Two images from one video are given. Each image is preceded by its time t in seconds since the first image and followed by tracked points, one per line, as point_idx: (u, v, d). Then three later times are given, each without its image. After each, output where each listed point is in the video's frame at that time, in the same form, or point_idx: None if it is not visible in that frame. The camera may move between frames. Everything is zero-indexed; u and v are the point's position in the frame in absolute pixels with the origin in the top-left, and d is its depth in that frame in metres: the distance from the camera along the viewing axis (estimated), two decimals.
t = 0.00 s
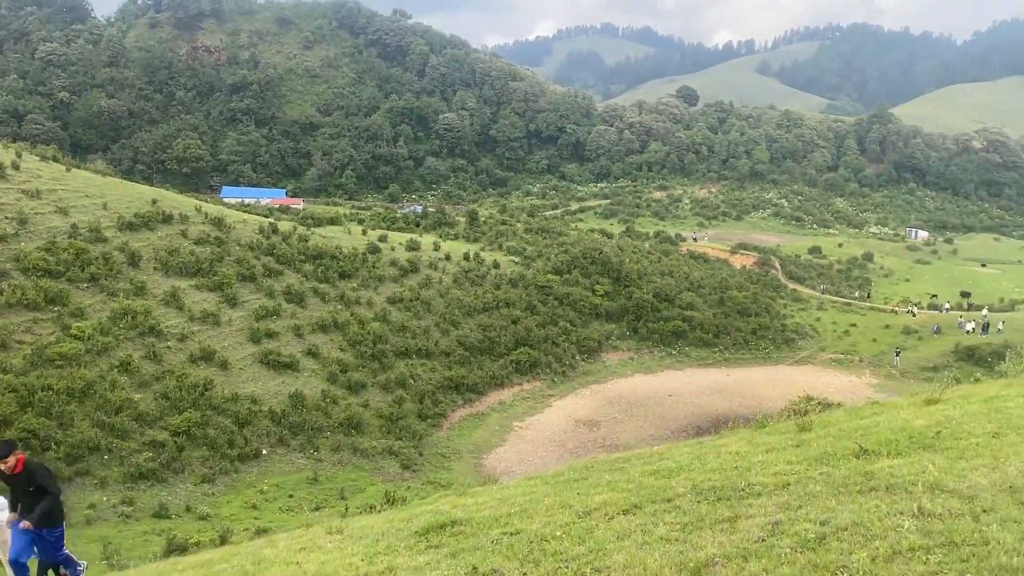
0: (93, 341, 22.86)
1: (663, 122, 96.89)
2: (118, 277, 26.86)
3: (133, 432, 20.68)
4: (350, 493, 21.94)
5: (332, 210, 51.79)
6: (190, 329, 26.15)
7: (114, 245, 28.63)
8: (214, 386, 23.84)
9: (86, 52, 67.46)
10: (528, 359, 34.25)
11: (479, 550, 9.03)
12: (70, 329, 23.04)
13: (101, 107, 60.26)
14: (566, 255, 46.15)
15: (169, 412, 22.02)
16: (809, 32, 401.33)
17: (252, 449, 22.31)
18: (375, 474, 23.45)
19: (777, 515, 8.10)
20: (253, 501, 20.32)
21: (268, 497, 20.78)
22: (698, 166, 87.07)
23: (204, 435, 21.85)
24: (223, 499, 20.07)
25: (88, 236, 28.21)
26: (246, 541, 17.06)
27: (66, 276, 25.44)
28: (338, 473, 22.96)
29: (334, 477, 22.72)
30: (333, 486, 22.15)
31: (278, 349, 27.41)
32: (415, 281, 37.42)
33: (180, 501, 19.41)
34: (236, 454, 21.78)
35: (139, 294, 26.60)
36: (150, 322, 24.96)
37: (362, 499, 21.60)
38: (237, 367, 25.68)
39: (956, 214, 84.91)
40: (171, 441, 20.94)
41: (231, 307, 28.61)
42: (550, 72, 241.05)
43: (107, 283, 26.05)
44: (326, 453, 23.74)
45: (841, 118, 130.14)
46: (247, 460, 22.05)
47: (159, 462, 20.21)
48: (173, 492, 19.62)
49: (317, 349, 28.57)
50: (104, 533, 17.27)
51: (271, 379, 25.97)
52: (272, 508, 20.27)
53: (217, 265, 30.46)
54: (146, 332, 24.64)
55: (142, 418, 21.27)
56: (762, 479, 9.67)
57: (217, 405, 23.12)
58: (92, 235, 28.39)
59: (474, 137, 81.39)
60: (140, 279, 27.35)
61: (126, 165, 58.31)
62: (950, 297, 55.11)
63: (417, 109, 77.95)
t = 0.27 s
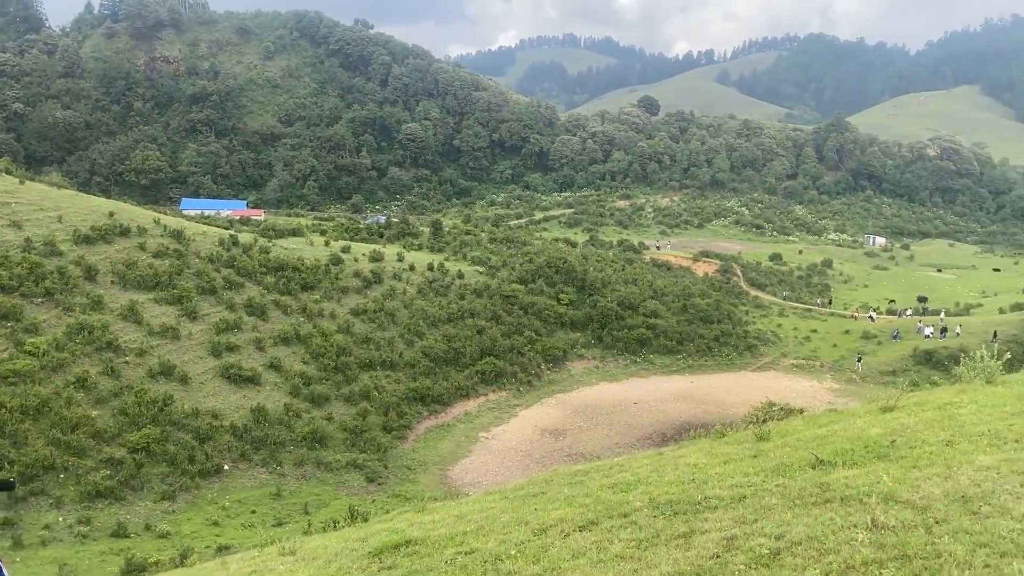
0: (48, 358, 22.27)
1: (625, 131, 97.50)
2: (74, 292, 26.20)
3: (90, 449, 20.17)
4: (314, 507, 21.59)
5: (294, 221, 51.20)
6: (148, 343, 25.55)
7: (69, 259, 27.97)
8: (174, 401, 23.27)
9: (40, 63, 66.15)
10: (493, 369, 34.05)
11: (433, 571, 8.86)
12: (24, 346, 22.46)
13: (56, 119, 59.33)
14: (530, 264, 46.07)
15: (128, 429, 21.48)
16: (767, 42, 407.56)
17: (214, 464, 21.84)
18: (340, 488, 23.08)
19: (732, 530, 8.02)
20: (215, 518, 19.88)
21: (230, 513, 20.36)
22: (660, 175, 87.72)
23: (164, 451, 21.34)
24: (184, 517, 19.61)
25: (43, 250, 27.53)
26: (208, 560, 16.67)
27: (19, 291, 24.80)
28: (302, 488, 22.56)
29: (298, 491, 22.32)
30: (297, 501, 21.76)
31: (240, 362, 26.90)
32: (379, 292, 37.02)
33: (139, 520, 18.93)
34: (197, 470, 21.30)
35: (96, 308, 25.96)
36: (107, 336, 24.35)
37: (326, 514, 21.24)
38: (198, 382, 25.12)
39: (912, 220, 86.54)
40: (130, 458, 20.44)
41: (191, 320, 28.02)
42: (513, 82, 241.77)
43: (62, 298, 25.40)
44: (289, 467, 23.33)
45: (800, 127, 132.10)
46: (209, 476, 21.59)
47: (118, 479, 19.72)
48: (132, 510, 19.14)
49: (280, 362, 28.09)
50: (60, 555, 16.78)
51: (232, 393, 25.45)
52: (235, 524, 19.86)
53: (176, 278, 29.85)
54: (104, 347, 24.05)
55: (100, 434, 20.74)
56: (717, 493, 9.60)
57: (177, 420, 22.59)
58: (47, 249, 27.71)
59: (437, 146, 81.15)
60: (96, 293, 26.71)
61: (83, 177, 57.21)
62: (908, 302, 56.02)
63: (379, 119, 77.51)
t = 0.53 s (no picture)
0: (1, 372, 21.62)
1: (588, 138, 97.96)
2: (28, 305, 25.51)
3: (46, 466, 19.60)
4: (277, 520, 21.22)
5: (256, 231, 50.51)
6: (105, 356, 24.93)
7: (23, 271, 27.22)
8: (133, 415, 22.70)
9: None
10: (458, 378, 33.81)
11: None
12: None
13: (9, 128, 58.37)
14: (494, 272, 45.92)
15: (85, 444, 20.92)
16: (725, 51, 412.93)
17: (174, 478, 21.37)
18: (303, 501, 22.71)
19: (691, 542, 7.94)
20: (175, 533, 19.45)
21: (191, 528, 19.92)
22: (623, 182, 88.20)
23: (123, 466, 20.84)
24: (143, 533, 19.14)
25: None
26: None
27: None
28: (264, 501, 22.16)
29: (260, 505, 21.92)
30: (260, 515, 21.36)
31: (200, 375, 26.36)
32: (342, 301, 36.59)
33: (97, 537, 18.44)
34: (156, 485, 20.83)
35: (50, 322, 25.30)
36: (63, 350, 23.72)
37: (289, 527, 20.87)
38: (157, 395, 24.56)
39: (869, 224, 88.00)
40: (87, 474, 19.91)
41: (150, 332, 27.42)
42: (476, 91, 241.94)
43: (15, 311, 24.70)
44: (252, 480, 22.90)
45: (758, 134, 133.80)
46: (168, 491, 21.12)
47: (74, 496, 19.18)
48: (89, 528, 18.65)
49: (241, 373, 27.58)
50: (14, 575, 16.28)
51: (193, 405, 24.92)
52: (196, 539, 19.43)
53: (134, 289, 29.19)
54: (59, 361, 23.41)
55: (56, 451, 20.18)
56: (676, 503, 9.52)
57: (136, 434, 22.06)
58: None
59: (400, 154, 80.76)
60: (51, 306, 26.02)
61: (37, 188, 55.97)
62: (866, 305, 56.85)
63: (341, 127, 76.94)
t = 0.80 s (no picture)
0: None
1: (550, 144, 98.25)
2: None
3: None
4: (240, 532, 20.79)
5: (216, 239, 49.69)
6: (61, 368, 24.21)
7: None
8: (89, 428, 22.08)
9: None
10: (422, 385, 33.51)
11: None
12: None
13: None
14: (458, 278, 45.68)
15: (40, 459, 20.28)
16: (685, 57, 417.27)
17: (133, 491, 20.84)
18: (266, 512, 22.30)
19: (655, 551, 7.82)
20: (135, 548, 18.96)
21: (151, 542, 19.45)
22: (585, 187, 88.53)
23: (80, 481, 20.26)
24: (101, 549, 18.62)
25: None
26: None
27: None
28: (226, 513, 21.71)
29: (223, 516, 21.47)
30: (222, 526, 20.93)
31: (160, 385, 25.73)
32: (304, 309, 36.03)
33: (53, 554, 17.91)
34: (115, 499, 20.30)
35: (2, 334, 24.48)
36: (16, 363, 22.98)
37: (252, 539, 20.47)
38: (115, 407, 23.91)
39: (828, 227, 89.35)
40: (42, 489, 19.32)
41: (107, 343, 26.70)
42: (439, 97, 241.39)
43: None
44: (213, 492, 22.43)
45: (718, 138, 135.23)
46: (127, 505, 20.59)
47: (29, 512, 18.61)
48: (45, 544, 18.10)
49: (202, 384, 26.99)
50: None
51: (152, 417, 24.31)
52: (157, 553, 18.97)
53: (90, 299, 28.42)
54: (12, 374, 22.67)
55: (9, 466, 19.53)
56: (639, 511, 9.40)
57: (93, 448, 21.45)
58: None
59: (362, 160, 80.20)
60: (3, 318, 25.21)
61: None
62: (826, 306, 57.58)
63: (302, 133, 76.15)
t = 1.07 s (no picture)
0: None
1: (513, 147, 98.18)
2: None
3: None
4: (201, 544, 20.29)
5: (174, 245, 48.76)
6: (14, 379, 23.45)
7: None
8: (45, 440, 21.41)
9: None
10: (387, 390, 33.12)
11: None
12: None
13: None
14: (422, 282, 45.31)
15: None
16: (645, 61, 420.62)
17: (91, 504, 20.28)
18: (229, 521, 21.84)
19: (620, 562, 7.66)
20: (93, 562, 18.43)
21: (110, 556, 18.94)
22: (549, 190, 88.64)
23: (35, 495, 19.64)
24: (58, 564, 18.07)
25: None
26: None
27: None
28: (188, 523, 21.22)
29: (184, 527, 20.97)
30: (183, 537, 20.44)
31: (118, 395, 25.05)
32: (265, 315, 35.39)
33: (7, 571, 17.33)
34: (72, 512, 19.74)
35: None
36: None
37: (214, 550, 20.01)
38: (72, 418, 23.23)
39: (787, 228, 90.51)
40: None
41: (63, 352, 25.94)
42: (401, 101, 240.32)
43: None
44: (174, 502, 21.89)
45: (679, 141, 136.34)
46: (85, 518, 20.02)
47: None
48: None
49: (161, 393, 26.34)
50: None
51: (111, 428, 23.64)
52: (116, 567, 18.46)
53: (45, 308, 27.60)
54: None
55: None
56: (603, 519, 9.23)
57: (49, 460, 20.81)
58: None
59: (323, 164, 79.42)
60: None
61: None
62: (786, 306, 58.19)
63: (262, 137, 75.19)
